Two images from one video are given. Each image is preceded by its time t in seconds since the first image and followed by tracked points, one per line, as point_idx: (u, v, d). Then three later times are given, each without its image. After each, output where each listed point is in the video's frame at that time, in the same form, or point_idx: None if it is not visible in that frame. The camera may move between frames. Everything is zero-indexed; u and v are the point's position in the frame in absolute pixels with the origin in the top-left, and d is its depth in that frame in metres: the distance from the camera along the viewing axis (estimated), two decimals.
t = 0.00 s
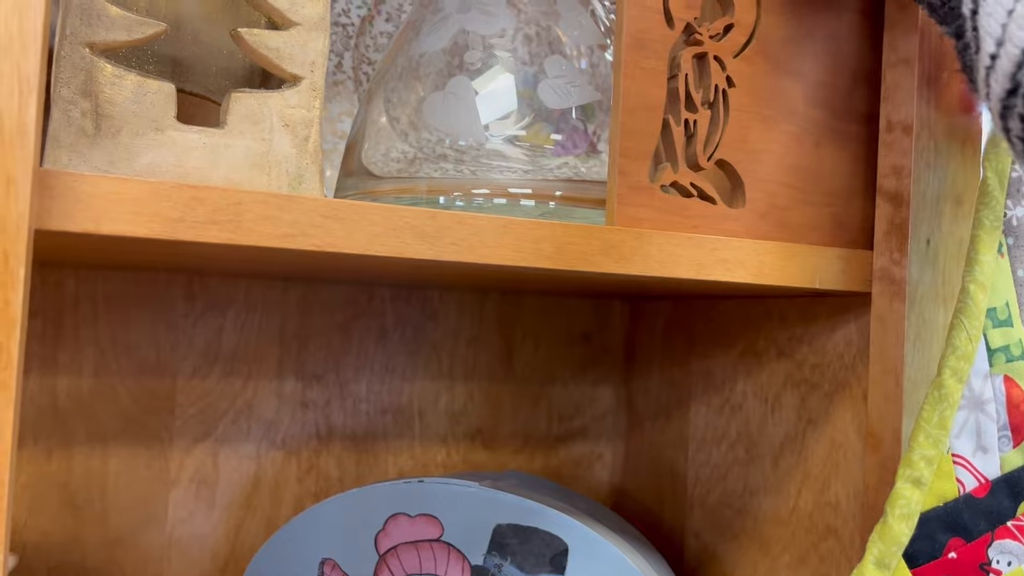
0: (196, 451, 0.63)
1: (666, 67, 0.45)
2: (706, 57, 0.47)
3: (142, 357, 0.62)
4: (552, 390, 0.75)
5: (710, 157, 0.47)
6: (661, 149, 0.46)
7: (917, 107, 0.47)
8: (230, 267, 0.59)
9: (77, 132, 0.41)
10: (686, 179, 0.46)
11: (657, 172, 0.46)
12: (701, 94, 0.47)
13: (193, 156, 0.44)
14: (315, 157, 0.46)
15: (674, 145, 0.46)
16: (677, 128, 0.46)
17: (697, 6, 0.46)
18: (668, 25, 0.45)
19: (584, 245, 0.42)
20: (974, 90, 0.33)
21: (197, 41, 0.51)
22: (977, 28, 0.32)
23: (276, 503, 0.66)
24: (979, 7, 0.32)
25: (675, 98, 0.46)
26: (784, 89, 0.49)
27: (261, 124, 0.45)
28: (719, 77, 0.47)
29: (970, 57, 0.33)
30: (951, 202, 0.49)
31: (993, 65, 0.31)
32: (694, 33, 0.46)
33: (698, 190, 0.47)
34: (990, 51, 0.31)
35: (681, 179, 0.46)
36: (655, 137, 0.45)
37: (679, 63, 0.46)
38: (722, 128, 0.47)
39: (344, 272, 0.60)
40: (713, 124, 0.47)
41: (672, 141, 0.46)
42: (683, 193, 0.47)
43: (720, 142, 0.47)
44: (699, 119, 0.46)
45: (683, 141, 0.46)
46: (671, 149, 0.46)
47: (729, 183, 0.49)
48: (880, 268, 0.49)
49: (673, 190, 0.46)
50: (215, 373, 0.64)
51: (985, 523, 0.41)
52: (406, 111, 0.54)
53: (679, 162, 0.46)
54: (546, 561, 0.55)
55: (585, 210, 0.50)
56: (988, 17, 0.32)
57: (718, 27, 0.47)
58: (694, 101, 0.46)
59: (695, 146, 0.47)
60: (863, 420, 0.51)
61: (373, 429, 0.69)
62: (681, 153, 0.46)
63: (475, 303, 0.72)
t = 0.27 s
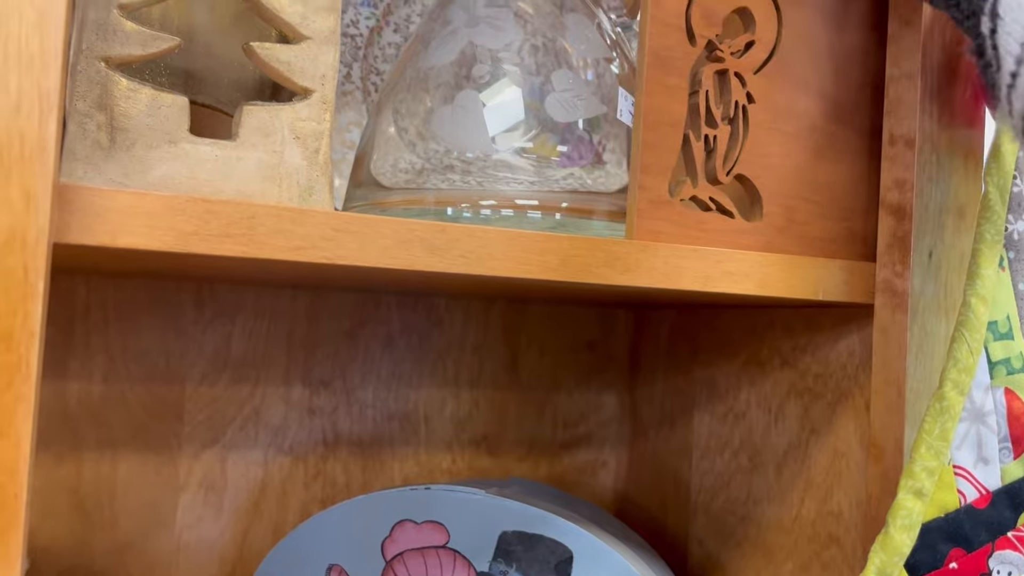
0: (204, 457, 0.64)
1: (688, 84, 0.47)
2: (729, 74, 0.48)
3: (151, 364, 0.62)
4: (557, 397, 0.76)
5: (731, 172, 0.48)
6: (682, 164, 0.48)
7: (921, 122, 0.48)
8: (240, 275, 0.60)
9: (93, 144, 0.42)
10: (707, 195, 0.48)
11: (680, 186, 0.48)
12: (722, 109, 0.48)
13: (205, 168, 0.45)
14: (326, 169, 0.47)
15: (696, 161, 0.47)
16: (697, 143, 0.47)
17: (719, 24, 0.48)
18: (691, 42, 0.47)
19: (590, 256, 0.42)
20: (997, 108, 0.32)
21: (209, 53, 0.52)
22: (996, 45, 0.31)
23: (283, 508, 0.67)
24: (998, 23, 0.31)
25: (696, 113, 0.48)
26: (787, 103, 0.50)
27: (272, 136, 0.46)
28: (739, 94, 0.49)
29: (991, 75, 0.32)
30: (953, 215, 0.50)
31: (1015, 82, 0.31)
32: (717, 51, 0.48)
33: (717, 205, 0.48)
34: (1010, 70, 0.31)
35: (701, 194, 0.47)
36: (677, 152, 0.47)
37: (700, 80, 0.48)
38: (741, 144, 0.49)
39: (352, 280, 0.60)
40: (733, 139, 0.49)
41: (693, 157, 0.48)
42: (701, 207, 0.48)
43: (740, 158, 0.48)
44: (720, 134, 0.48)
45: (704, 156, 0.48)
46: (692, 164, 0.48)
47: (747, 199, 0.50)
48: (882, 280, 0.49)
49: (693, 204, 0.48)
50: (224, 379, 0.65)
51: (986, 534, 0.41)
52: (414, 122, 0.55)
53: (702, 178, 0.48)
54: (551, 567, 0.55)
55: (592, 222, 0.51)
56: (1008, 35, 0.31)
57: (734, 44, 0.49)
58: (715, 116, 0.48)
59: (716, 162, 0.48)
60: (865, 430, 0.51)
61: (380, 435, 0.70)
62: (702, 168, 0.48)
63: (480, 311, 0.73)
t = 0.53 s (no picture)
0: (214, 463, 0.65)
1: (692, 102, 0.48)
2: (732, 93, 0.50)
3: (163, 371, 0.63)
4: (560, 405, 0.77)
5: (733, 188, 0.50)
6: (685, 180, 0.49)
7: (919, 140, 0.49)
8: (250, 284, 0.61)
9: (112, 160, 0.43)
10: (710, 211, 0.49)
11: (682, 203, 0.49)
12: (724, 127, 0.50)
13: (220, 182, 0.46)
14: (337, 184, 0.48)
15: (699, 177, 0.49)
16: (700, 160, 0.49)
17: (722, 43, 0.49)
18: (694, 62, 0.48)
19: (596, 271, 0.43)
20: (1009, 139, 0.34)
21: (223, 69, 0.53)
22: (1008, 85, 0.34)
23: (291, 514, 0.68)
24: (1010, 63, 0.33)
25: (699, 130, 0.49)
26: (788, 120, 0.51)
27: (285, 152, 0.47)
28: (741, 112, 0.50)
29: (1003, 113, 0.34)
30: (951, 231, 0.51)
31: None
32: (719, 70, 0.49)
33: (719, 221, 0.49)
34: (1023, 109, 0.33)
35: (703, 210, 0.49)
36: (681, 169, 0.48)
37: (703, 98, 0.49)
38: (743, 161, 0.50)
39: (360, 291, 0.62)
40: (736, 156, 0.50)
41: (696, 173, 0.49)
42: (705, 223, 0.50)
43: (742, 174, 0.50)
44: (722, 152, 0.49)
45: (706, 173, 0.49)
46: (696, 180, 0.49)
47: (749, 215, 0.51)
48: (881, 294, 0.50)
49: (696, 219, 0.49)
50: (234, 387, 0.66)
51: (982, 545, 0.42)
52: (422, 135, 0.56)
53: (704, 194, 0.49)
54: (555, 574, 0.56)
55: (597, 235, 0.52)
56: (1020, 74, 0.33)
57: (737, 63, 0.50)
58: (717, 134, 0.49)
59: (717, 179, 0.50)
60: (865, 441, 0.52)
61: (386, 442, 0.71)
62: (704, 184, 0.49)
63: (485, 320, 0.74)
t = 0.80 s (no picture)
0: (219, 465, 0.66)
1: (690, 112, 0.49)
2: (730, 103, 0.51)
3: (168, 374, 0.64)
4: (560, 409, 0.78)
5: (730, 198, 0.51)
6: (684, 189, 0.50)
7: (914, 151, 0.50)
8: (255, 288, 0.62)
9: (122, 168, 0.44)
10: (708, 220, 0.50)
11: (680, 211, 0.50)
12: (723, 137, 0.50)
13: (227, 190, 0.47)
14: (341, 191, 0.49)
15: (697, 186, 0.50)
16: (698, 169, 0.50)
17: (720, 54, 0.50)
18: (693, 72, 0.49)
19: (595, 278, 0.44)
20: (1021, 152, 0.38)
21: (230, 78, 0.54)
22: None
23: (294, 515, 0.69)
24: None
25: (697, 140, 0.50)
26: (785, 130, 0.52)
27: (291, 160, 0.48)
28: (739, 122, 0.51)
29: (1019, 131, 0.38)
30: (944, 240, 0.52)
31: None
32: (718, 80, 0.50)
33: (717, 229, 0.50)
34: None
35: (701, 218, 0.50)
36: (680, 178, 0.49)
37: (702, 108, 0.50)
38: (741, 171, 0.51)
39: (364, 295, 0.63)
40: (733, 166, 0.51)
41: (694, 183, 0.50)
42: (702, 231, 0.51)
43: (739, 183, 0.50)
44: (719, 161, 0.50)
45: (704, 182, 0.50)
46: (694, 188, 0.50)
47: (747, 223, 0.52)
48: (876, 301, 0.51)
49: (694, 227, 0.50)
50: (238, 389, 0.67)
51: (972, 549, 0.43)
52: (425, 142, 0.57)
53: (702, 203, 0.50)
54: None
55: (597, 242, 0.53)
56: None
57: (735, 74, 0.51)
58: (715, 144, 0.50)
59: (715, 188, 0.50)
60: (859, 446, 0.53)
61: (388, 445, 0.72)
62: (702, 193, 0.50)
63: (486, 324, 0.75)
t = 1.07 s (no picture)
0: (224, 463, 0.68)
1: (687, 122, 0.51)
2: (726, 114, 0.52)
3: (176, 374, 0.66)
4: (559, 409, 0.79)
5: (725, 205, 0.52)
6: (680, 197, 0.51)
7: (904, 160, 0.51)
8: (262, 290, 0.63)
9: (135, 175, 0.45)
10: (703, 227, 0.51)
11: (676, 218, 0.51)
12: (718, 147, 0.52)
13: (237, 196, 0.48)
14: (348, 197, 0.50)
15: (693, 194, 0.51)
16: (694, 177, 0.51)
17: (717, 66, 0.52)
18: (690, 83, 0.50)
19: (594, 283, 0.46)
20: None
21: (239, 86, 0.55)
22: None
23: (297, 512, 0.70)
24: None
25: (694, 149, 0.52)
26: (779, 139, 0.53)
27: (299, 167, 0.49)
28: (734, 132, 0.52)
29: None
30: (933, 247, 0.53)
31: None
32: (714, 91, 0.52)
33: (713, 235, 0.52)
34: None
35: (697, 225, 0.51)
36: (676, 186, 0.50)
37: (699, 118, 0.51)
38: (736, 178, 0.52)
39: (367, 297, 0.64)
40: (728, 174, 0.52)
41: (690, 190, 0.51)
42: (698, 237, 0.52)
43: (735, 191, 0.52)
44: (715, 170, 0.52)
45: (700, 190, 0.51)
46: (690, 195, 0.52)
47: (742, 230, 0.54)
48: (866, 306, 0.53)
49: (690, 234, 0.52)
50: (243, 389, 0.68)
51: (957, 547, 0.44)
52: (428, 148, 0.59)
53: (698, 211, 0.51)
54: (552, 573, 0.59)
55: (595, 247, 0.54)
56: None
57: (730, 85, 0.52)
58: (711, 153, 0.52)
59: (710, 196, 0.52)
60: (850, 447, 0.54)
61: (391, 444, 0.73)
62: (698, 201, 0.51)
63: (487, 326, 0.77)
